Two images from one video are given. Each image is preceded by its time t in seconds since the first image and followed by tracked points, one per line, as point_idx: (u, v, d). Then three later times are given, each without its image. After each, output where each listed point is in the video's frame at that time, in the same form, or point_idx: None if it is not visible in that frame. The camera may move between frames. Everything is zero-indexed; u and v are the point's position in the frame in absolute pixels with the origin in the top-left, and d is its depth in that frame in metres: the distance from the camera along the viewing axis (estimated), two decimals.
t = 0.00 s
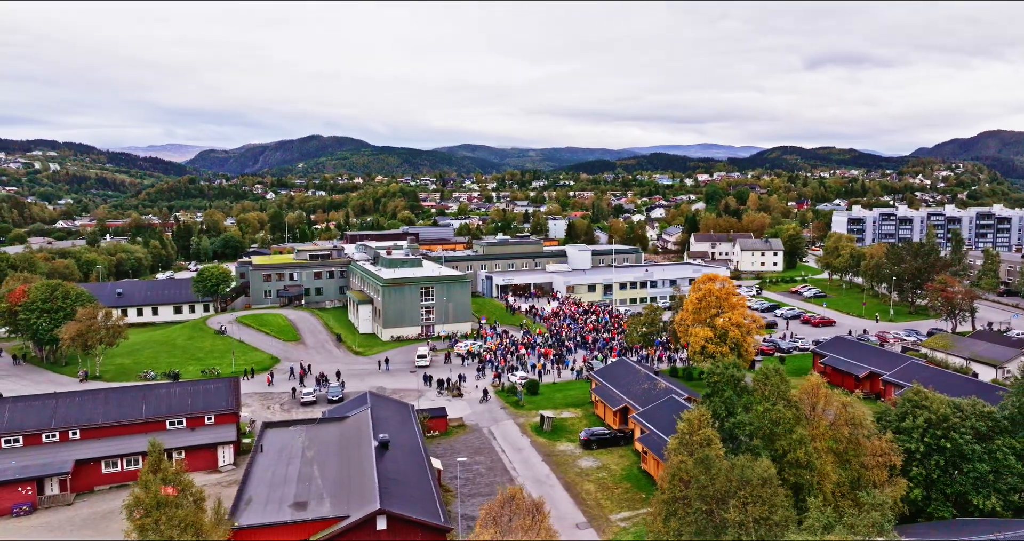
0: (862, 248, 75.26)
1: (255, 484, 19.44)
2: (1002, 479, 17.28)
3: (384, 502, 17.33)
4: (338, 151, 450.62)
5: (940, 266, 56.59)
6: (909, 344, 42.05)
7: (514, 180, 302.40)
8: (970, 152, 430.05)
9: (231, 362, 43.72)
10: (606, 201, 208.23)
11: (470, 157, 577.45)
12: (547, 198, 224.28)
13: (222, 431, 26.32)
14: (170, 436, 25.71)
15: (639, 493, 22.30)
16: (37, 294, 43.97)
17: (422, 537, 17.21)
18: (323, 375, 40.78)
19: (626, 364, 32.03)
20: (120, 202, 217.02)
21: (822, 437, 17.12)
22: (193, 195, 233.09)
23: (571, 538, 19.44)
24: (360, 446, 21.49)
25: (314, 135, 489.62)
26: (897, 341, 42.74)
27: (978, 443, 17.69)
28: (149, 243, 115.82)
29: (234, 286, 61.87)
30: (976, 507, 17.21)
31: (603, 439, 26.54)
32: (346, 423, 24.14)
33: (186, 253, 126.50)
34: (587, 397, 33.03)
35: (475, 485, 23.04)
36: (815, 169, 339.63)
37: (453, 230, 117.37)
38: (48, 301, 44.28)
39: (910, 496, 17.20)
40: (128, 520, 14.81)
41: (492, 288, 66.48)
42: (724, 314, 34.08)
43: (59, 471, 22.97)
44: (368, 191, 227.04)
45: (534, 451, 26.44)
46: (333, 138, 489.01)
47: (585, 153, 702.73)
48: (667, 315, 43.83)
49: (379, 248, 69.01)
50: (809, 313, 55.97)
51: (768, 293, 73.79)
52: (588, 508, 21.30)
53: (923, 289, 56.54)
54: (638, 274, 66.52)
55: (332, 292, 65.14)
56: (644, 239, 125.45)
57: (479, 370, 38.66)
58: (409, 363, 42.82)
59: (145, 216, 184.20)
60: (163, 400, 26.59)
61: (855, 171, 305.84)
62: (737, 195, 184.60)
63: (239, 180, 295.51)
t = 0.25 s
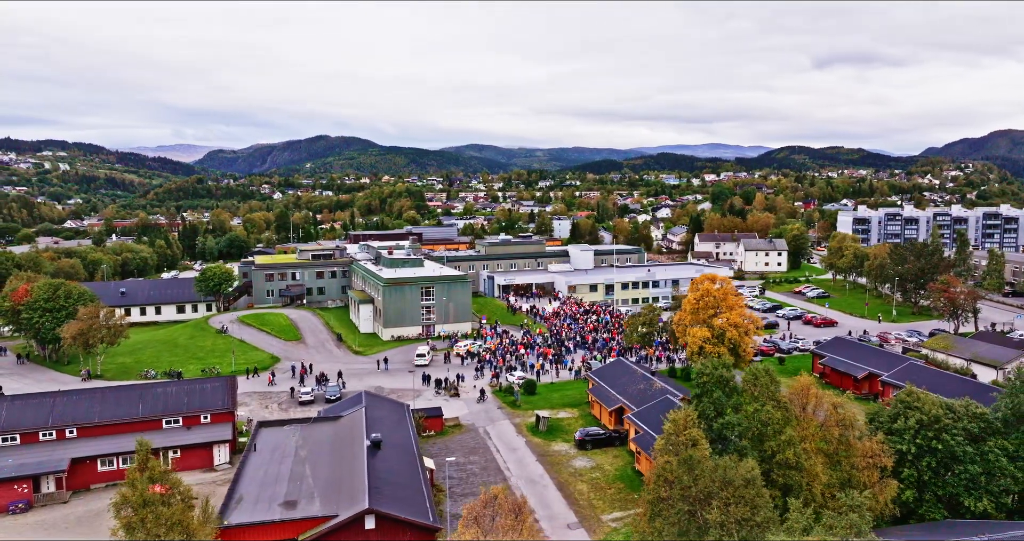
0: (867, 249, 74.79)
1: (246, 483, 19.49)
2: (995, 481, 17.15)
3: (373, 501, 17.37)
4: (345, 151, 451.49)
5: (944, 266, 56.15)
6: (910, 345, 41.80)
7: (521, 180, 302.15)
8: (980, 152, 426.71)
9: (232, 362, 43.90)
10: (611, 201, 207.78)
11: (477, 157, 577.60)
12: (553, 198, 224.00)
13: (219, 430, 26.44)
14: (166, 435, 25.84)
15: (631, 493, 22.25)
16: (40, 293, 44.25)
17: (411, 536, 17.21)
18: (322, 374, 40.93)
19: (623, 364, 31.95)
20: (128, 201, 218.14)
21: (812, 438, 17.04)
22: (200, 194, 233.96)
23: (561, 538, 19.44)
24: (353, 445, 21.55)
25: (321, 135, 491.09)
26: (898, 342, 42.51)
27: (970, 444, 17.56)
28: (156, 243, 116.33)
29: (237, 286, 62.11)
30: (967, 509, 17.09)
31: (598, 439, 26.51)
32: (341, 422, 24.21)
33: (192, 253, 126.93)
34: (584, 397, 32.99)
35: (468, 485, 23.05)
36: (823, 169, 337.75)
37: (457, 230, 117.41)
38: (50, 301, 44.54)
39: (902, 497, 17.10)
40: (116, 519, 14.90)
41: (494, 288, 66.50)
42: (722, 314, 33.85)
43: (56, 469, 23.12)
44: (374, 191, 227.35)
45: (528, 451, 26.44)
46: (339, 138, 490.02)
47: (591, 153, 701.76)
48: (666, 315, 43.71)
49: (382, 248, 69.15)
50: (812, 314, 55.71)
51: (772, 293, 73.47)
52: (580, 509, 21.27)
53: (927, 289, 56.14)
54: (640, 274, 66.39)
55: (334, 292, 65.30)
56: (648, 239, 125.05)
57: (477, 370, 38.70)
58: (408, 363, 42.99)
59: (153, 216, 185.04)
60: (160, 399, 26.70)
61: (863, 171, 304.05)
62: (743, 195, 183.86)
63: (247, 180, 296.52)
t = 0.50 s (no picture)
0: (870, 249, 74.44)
1: (239, 482, 19.55)
2: (988, 482, 17.04)
3: (364, 500, 17.39)
4: (351, 152, 452.42)
5: (947, 267, 55.80)
6: (911, 346, 41.62)
7: (527, 180, 302.13)
8: (989, 152, 423.94)
9: (232, 361, 44.04)
10: (617, 201, 207.50)
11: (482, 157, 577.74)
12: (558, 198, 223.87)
13: (215, 429, 26.57)
14: (163, 433, 25.96)
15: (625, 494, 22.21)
16: (43, 293, 44.54)
17: (401, 536, 17.20)
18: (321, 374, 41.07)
19: (621, 364, 31.89)
20: (135, 201, 219.30)
21: (804, 438, 16.98)
22: (206, 194, 234.89)
23: (553, 538, 19.46)
24: (347, 445, 21.60)
25: (328, 135, 492.76)
26: (900, 343, 42.32)
27: (963, 446, 17.48)
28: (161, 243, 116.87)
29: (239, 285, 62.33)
30: (960, 510, 16.99)
31: (594, 439, 26.48)
32: (336, 422, 24.26)
33: (197, 252, 127.43)
34: (582, 398, 32.96)
35: (462, 485, 23.04)
36: (830, 169, 336.24)
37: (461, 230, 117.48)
38: (53, 300, 44.80)
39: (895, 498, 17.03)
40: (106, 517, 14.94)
41: (495, 288, 66.55)
42: (721, 315, 33.71)
43: (53, 468, 23.26)
44: (379, 191, 227.79)
45: (524, 451, 26.43)
46: (345, 138, 491.08)
47: (597, 153, 700.97)
48: (666, 315, 43.60)
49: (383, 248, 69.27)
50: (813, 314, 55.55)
51: (775, 293, 73.25)
52: (572, 509, 21.26)
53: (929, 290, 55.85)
54: (642, 274, 66.30)
55: (336, 292, 65.46)
56: (653, 240, 124.81)
57: (476, 370, 38.73)
58: (407, 363, 43.05)
59: (159, 216, 185.88)
60: (157, 397, 26.84)
61: (870, 171, 302.55)
62: (749, 195, 183.29)
63: (254, 180, 297.61)
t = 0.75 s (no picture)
0: (876, 249, 73.99)
1: (234, 481, 19.65)
2: (983, 484, 16.91)
3: (356, 499, 17.43)
4: (359, 152, 453.28)
5: (951, 267, 55.41)
6: (912, 346, 41.40)
7: (534, 180, 301.86)
8: (1000, 151, 420.44)
9: (234, 361, 44.23)
10: (623, 201, 207.07)
11: (490, 157, 577.58)
12: (564, 198, 223.61)
13: (214, 427, 26.70)
14: (161, 432, 26.10)
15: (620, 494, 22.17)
16: (47, 292, 44.89)
17: (393, 536, 17.19)
18: (323, 373, 41.19)
19: (619, 364, 31.84)
20: (144, 201, 220.59)
21: (797, 439, 16.93)
22: (215, 194, 235.94)
23: (547, 538, 19.45)
24: (343, 444, 21.67)
25: (336, 135, 494.30)
26: (902, 345, 42.09)
27: (958, 447, 17.36)
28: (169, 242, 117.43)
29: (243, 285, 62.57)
30: (954, 513, 16.89)
31: (591, 440, 26.44)
32: (333, 420, 24.35)
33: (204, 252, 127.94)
34: (580, 398, 32.94)
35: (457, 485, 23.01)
36: (839, 169, 334.18)
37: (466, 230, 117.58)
38: (57, 299, 45.12)
39: (887, 499, 16.95)
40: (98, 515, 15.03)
41: (498, 288, 66.58)
42: (720, 315, 33.59)
43: (52, 466, 23.44)
44: (385, 191, 228.22)
45: (520, 451, 26.45)
46: (352, 138, 492.08)
47: (604, 153, 699.85)
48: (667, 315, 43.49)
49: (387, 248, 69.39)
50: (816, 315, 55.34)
51: (779, 294, 72.96)
52: (567, 509, 21.23)
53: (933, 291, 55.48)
54: (645, 275, 66.14)
55: (339, 291, 65.63)
56: (658, 240, 124.52)
57: (476, 369, 38.76)
58: (408, 363, 43.15)
59: (167, 216, 186.74)
60: (157, 396, 26.99)
61: (879, 171, 300.63)
62: (756, 195, 182.47)
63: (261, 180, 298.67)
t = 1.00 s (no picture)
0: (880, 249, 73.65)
1: (227, 480, 19.71)
2: (977, 486, 16.79)
3: (347, 499, 17.46)
4: (365, 152, 454.17)
5: (954, 267, 55.09)
6: (914, 347, 41.18)
7: (539, 180, 301.71)
8: (1009, 151, 417.54)
9: (234, 360, 44.38)
10: (628, 201, 206.74)
11: (495, 157, 577.80)
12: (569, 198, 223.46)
13: (211, 427, 26.76)
14: (158, 431, 26.19)
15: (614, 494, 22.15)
16: (50, 291, 45.18)
17: (384, 535, 17.22)
18: (322, 373, 41.31)
19: (617, 364, 31.80)
20: (151, 201, 221.52)
21: (788, 440, 16.87)
22: (221, 194, 236.75)
23: (539, 538, 19.47)
24: (337, 443, 21.70)
25: (342, 136, 495.27)
26: (904, 345, 41.86)
27: (951, 449, 17.26)
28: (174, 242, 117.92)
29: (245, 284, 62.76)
30: (947, 514, 16.79)
31: (587, 440, 26.41)
32: (328, 420, 24.37)
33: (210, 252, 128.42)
34: (578, 398, 32.93)
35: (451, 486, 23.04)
36: (846, 168, 332.63)
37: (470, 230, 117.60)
38: (58, 299, 45.34)
39: (880, 501, 16.85)
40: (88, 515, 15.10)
41: (500, 288, 66.63)
42: (719, 315, 33.49)
43: (48, 464, 23.55)
44: (391, 191, 228.51)
45: (516, 451, 26.44)
46: (358, 138, 493.02)
47: (610, 153, 698.99)
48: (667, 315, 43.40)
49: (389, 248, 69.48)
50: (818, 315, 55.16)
51: (782, 294, 72.75)
52: (561, 510, 21.22)
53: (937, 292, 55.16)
54: (647, 275, 66.04)
55: (341, 291, 65.78)
56: (663, 240, 124.23)
57: (475, 369, 38.79)
58: (407, 362, 43.22)
59: (174, 216, 187.60)
60: (154, 395, 27.07)
61: (886, 171, 299.04)
62: (762, 195, 181.83)
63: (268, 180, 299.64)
